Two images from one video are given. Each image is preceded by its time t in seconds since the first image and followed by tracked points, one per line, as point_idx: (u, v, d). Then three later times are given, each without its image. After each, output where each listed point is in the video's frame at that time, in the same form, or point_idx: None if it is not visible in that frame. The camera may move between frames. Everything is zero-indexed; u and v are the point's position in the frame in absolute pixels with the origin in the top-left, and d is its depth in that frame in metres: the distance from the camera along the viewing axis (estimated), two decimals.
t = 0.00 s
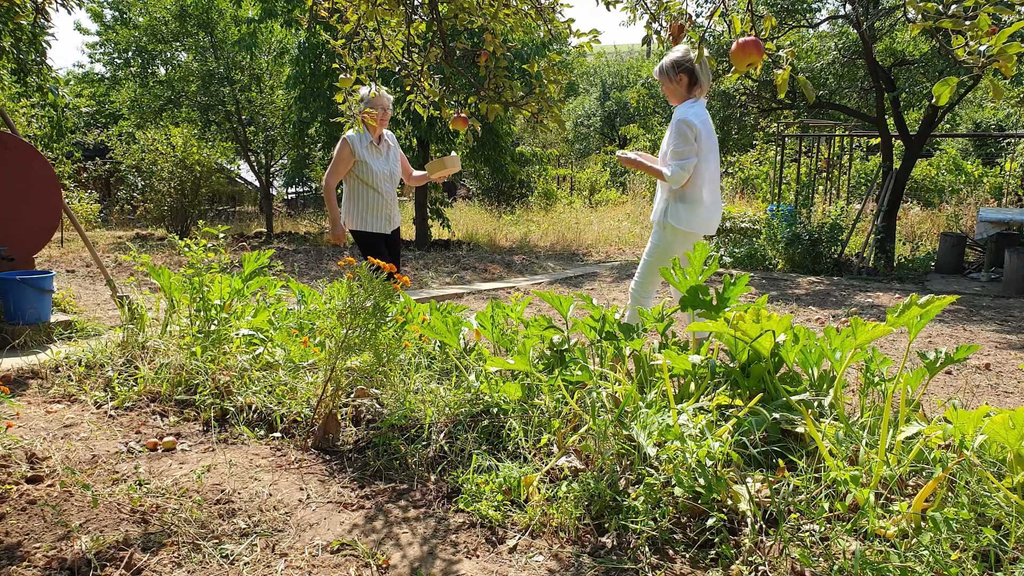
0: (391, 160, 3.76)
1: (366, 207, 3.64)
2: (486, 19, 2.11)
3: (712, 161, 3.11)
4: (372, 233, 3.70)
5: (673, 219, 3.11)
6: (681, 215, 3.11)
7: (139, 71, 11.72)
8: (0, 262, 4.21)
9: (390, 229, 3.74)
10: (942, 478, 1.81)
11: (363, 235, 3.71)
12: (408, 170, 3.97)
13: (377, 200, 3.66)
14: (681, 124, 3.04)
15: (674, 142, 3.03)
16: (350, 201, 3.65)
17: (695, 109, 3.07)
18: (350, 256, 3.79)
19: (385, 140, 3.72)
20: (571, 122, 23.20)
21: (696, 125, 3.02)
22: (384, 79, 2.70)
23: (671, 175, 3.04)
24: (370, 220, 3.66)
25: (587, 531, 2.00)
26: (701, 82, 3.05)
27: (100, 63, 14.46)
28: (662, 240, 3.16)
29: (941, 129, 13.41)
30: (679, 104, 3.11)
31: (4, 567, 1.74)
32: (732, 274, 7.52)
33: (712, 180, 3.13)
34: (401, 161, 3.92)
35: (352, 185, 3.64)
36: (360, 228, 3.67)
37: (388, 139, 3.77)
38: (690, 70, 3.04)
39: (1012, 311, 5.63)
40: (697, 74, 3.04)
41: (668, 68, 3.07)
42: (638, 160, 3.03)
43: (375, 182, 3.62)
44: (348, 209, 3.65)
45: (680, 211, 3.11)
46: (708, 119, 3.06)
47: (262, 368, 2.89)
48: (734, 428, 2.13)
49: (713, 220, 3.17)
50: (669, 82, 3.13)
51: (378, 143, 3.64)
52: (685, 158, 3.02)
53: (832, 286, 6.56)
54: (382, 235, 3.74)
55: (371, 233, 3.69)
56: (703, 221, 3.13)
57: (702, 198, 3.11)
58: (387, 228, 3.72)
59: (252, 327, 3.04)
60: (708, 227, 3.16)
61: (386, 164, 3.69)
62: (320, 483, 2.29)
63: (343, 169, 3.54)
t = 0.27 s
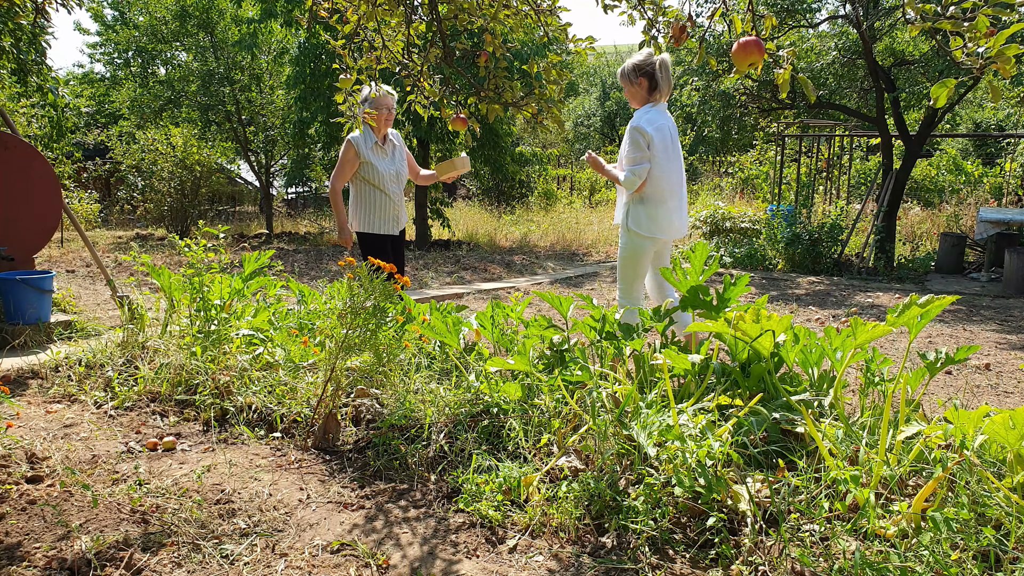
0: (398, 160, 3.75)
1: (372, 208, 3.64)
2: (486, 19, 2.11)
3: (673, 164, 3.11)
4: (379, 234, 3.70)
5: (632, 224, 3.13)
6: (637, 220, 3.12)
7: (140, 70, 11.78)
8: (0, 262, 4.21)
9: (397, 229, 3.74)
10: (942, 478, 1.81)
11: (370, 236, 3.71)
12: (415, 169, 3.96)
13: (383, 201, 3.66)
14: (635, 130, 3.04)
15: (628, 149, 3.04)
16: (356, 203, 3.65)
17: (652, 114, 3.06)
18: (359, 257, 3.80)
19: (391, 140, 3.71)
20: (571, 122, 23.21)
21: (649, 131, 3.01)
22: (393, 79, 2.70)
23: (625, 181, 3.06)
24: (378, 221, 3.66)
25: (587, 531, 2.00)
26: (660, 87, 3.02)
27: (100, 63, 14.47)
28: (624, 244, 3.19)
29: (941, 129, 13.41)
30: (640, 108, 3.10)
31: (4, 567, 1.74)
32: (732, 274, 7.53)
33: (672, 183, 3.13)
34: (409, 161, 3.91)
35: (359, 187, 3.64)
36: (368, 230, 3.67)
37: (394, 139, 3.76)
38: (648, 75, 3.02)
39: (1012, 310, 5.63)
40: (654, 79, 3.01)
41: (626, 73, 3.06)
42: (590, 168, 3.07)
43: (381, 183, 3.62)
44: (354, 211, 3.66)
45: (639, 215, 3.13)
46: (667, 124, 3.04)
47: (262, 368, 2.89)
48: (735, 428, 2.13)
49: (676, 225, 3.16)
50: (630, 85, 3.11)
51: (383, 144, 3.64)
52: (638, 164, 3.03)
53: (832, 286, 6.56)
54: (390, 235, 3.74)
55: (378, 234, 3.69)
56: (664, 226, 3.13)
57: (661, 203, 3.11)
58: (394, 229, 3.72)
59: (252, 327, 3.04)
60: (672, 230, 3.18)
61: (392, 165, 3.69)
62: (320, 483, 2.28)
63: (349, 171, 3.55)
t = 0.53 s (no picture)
0: (401, 159, 3.74)
1: (377, 209, 3.64)
2: (486, 19, 2.11)
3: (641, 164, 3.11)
4: (384, 234, 3.70)
5: (600, 226, 3.16)
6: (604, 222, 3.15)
7: (139, 71, 11.74)
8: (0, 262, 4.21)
9: (402, 229, 3.73)
10: (942, 478, 1.80)
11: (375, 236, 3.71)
12: (419, 168, 3.95)
13: (387, 201, 3.66)
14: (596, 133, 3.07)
15: (590, 152, 3.07)
16: (360, 204, 3.65)
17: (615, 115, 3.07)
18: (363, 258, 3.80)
19: (394, 139, 3.70)
20: (570, 122, 23.21)
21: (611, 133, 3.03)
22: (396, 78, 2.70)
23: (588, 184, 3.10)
24: (381, 222, 3.66)
25: (588, 531, 2.00)
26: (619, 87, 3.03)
27: (100, 64, 14.48)
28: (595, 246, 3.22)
29: (941, 129, 13.41)
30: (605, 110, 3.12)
31: (4, 567, 1.75)
32: (732, 274, 7.53)
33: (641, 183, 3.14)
34: (412, 160, 3.91)
35: (363, 188, 3.64)
36: (372, 230, 3.67)
37: (396, 139, 3.75)
38: (608, 76, 3.03)
39: (1012, 310, 5.63)
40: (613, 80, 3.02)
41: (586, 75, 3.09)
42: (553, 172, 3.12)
43: (384, 183, 3.61)
44: (357, 211, 3.66)
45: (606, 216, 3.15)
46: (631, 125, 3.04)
47: (262, 368, 2.89)
48: (735, 428, 2.13)
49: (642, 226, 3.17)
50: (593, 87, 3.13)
51: (385, 144, 3.63)
52: (601, 166, 3.06)
53: (832, 286, 6.56)
54: (395, 236, 3.74)
55: (383, 234, 3.69)
56: (632, 226, 3.15)
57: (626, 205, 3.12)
58: (398, 229, 3.72)
59: (252, 327, 3.04)
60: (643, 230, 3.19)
61: (395, 165, 3.68)
62: (320, 483, 2.28)
63: (352, 172, 3.54)
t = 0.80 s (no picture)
0: (404, 160, 3.74)
1: (379, 210, 3.64)
2: (486, 19, 2.11)
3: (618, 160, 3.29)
4: (386, 235, 3.69)
5: (591, 224, 3.26)
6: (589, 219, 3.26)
7: (139, 71, 11.76)
8: (0, 262, 4.21)
9: (404, 231, 3.73)
10: (942, 478, 1.80)
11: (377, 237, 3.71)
12: (421, 169, 3.95)
13: (389, 202, 3.66)
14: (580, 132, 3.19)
15: (582, 151, 3.17)
16: (362, 204, 3.64)
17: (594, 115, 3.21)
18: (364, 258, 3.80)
19: (397, 140, 3.70)
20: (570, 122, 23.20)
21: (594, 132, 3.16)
22: (396, 77, 2.69)
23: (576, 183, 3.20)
24: (384, 223, 3.66)
25: (588, 531, 2.00)
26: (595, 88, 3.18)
27: (100, 64, 14.49)
28: (584, 244, 3.30)
29: (941, 129, 13.41)
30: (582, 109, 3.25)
31: (4, 567, 1.75)
32: (732, 274, 7.53)
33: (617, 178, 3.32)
34: (415, 161, 3.90)
35: (365, 188, 3.63)
36: (373, 231, 3.66)
37: (400, 139, 3.75)
38: (585, 77, 3.16)
39: (1012, 310, 5.63)
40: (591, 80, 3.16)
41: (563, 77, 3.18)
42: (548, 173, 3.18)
43: (388, 184, 3.61)
44: (359, 211, 3.65)
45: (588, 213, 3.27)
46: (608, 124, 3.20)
47: (262, 368, 2.89)
48: (734, 428, 2.13)
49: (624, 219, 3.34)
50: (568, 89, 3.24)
51: (389, 145, 3.63)
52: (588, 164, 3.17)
53: (832, 286, 6.56)
54: (396, 237, 3.74)
55: (385, 235, 3.69)
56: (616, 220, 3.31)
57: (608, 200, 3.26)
58: (400, 230, 3.72)
59: (252, 327, 3.04)
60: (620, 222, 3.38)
61: (398, 165, 3.68)
62: (320, 483, 2.28)
63: (356, 172, 3.54)
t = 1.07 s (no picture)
0: (411, 161, 3.74)
1: (384, 209, 3.63)
2: (486, 19, 2.11)
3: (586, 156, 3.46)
4: (391, 235, 3.68)
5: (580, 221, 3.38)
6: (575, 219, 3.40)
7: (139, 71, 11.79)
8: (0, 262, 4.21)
9: (409, 232, 3.71)
10: (942, 478, 1.80)
11: (381, 237, 3.71)
12: (429, 172, 3.95)
13: (395, 203, 3.65)
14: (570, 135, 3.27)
15: (580, 151, 3.26)
16: (368, 204, 3.66)
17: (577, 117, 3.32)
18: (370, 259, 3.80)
19: (405, 141, 3.71)
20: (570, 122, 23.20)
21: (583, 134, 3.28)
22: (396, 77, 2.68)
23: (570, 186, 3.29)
24: (388, 223, 3.65)
25: (588, 531, 2.00)
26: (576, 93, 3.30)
27: (100, 64, 14.49)
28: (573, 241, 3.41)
29: (941, 129, 13.41)
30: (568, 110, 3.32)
31: (4, 567, 1.75)
32: (732, 274, 7.53)
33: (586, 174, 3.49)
34: (423, 163, 3.90)
35: (371, 188, 3.65)
36: (378, 231, 3.67)
37: (408, 141, 3.76)
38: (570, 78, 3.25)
39: (1012, 311, 5.63)
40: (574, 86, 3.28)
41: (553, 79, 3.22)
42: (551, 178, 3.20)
43: (392, 184, 3.61)
44: (365, 211, 3.66)
45: (574, 212, 3.41)
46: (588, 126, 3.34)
47: (262, 368, 2.89)
48: (735, 428, 2.13)
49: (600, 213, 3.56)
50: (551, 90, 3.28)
51: (397, 145, 3.64)
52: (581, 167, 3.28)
53: (832, 286, 6.56)
54: (401, 237, 3.72)
55: (389, 236, 3.68)
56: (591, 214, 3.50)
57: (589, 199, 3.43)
58: (405, 231, 3.70)
59: (252, 327, 3.03)
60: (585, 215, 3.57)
61: (405, 166, 3.68)
62: (320, 483, 2.28)
63: (362, 171, 3.56)
